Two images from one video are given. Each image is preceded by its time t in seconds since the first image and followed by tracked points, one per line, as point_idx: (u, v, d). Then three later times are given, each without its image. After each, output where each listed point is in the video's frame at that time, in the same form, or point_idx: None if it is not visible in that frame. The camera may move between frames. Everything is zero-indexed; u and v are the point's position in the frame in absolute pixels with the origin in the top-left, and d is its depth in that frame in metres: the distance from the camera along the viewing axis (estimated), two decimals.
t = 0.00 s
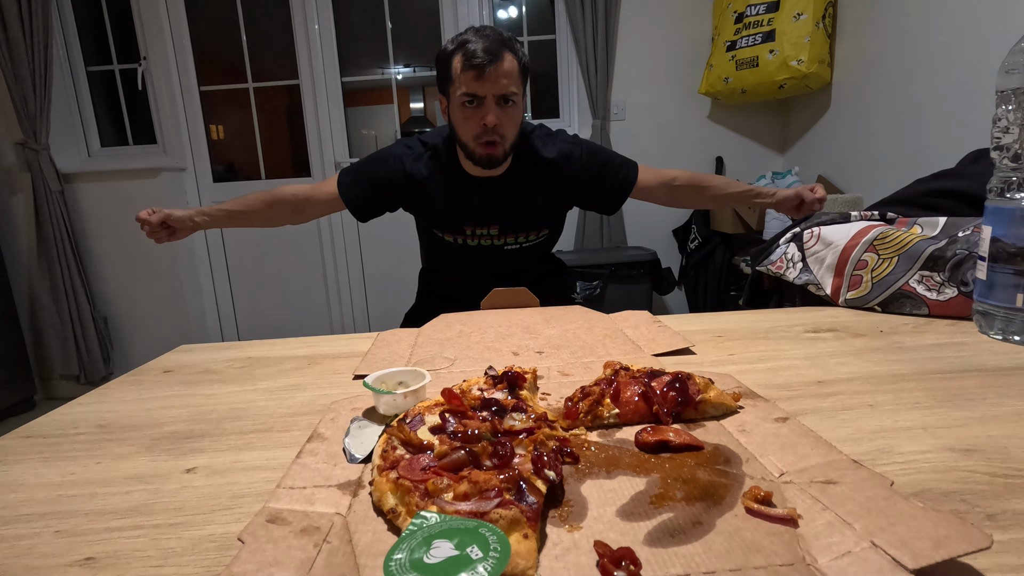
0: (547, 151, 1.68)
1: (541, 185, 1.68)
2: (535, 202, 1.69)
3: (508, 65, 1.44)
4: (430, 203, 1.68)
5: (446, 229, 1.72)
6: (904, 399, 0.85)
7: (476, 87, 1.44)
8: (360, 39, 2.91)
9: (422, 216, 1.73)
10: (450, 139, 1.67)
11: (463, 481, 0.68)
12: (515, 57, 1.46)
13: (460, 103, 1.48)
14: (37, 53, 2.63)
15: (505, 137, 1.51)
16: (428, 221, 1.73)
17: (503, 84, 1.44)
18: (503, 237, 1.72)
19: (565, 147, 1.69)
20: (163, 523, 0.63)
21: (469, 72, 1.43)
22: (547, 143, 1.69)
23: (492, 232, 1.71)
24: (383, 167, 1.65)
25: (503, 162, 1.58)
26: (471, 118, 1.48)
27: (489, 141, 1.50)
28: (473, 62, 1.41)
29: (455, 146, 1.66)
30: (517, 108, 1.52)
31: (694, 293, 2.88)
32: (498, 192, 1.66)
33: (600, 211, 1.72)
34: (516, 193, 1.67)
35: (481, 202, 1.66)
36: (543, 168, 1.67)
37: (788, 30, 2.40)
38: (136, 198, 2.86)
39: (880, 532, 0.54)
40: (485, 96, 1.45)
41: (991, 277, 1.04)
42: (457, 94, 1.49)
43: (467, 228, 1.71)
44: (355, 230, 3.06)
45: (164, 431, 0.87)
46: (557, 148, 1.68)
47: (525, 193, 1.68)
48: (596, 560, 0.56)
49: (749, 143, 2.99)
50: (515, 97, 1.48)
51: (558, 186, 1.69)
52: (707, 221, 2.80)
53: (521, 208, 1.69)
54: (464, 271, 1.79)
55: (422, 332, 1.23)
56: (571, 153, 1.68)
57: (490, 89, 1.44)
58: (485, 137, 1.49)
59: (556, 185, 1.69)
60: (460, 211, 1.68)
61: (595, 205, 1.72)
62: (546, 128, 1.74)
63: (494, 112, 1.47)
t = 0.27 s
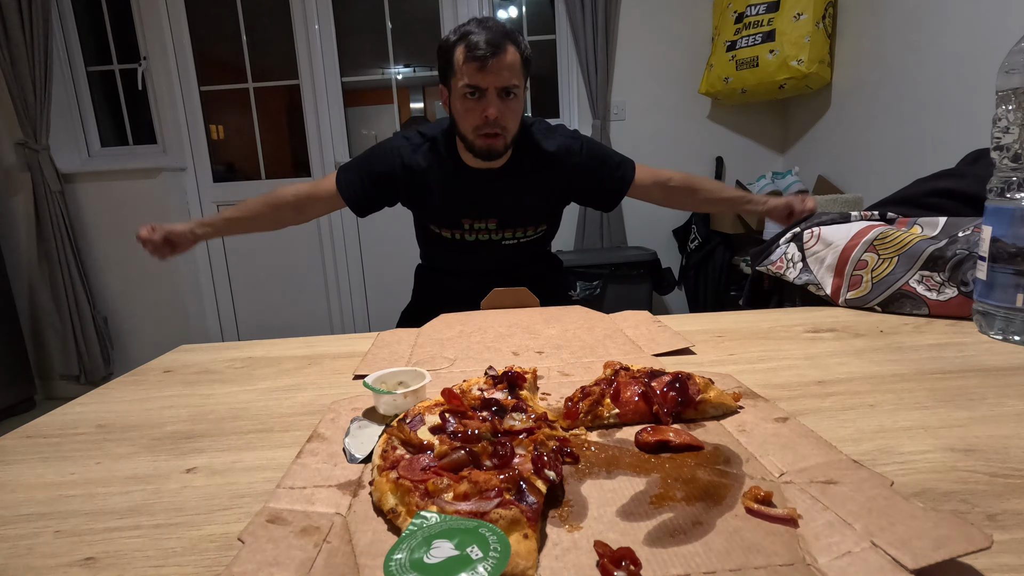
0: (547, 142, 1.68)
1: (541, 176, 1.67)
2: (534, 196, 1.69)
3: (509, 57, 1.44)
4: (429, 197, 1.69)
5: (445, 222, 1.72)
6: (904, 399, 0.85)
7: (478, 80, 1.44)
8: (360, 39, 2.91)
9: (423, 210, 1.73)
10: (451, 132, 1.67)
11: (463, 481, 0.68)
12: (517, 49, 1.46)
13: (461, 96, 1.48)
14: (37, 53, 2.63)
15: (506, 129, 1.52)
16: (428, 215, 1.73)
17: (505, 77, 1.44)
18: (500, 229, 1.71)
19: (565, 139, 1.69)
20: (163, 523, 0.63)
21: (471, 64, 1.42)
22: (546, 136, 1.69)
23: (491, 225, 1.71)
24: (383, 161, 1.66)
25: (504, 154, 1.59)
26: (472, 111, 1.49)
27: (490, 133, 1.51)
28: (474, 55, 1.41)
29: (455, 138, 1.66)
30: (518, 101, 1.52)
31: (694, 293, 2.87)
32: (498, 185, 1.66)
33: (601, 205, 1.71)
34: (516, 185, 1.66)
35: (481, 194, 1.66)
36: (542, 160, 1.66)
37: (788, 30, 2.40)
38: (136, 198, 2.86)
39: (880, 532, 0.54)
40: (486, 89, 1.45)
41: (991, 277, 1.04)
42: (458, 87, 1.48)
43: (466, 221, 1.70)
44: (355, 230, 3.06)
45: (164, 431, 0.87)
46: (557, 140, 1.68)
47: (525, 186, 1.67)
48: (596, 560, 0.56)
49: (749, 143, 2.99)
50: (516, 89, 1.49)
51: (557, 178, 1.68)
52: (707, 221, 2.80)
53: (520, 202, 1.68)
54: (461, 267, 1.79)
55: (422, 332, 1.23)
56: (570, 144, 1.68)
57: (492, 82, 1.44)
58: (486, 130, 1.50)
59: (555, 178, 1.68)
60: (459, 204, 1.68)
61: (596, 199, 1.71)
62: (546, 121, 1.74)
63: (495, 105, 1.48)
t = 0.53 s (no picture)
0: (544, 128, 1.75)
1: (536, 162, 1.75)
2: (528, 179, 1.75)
3: (526, 33, 1.46)
4: (426, 171, 1.72)
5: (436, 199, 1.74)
6: (904, 399, 0.85)
7: (494, 53, 1.45)
8: (360, 39, 2.91)
9: (416, 183, 1.75)
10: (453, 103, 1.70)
11: (463, 481, 0.68)
12: (534, 25, 1.47)
13: (475, 67, 1.49)
14: (37, 53, 2.63)
15: (516, 103, 1.56)
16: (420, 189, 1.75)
17: (520, 52, 1.47)
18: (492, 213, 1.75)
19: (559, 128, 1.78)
20: (163, 523, 0.63)
21: (488, 37, 1.44)
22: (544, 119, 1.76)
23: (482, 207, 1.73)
24: (384, 132, 1.70)
25: (510, 129, 1.63)
26: (484, 84, 1.50)
27: (500, 107, 1.54)
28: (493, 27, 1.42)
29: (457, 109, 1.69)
30: (530, 75, 1.54)
31: (694, 293, 2.87)
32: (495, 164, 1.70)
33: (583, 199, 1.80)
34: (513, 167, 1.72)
35: (478, 172, 1.70)
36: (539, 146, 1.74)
37: (788, 30, 2.40)
38: (136, 198, 2.86)
39: (880, 532, 0.54)
40: (501, 62, 1.47)
41: (991, 277, 1.04)
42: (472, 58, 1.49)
43: (459, 197, 1.73)
44: (354, 230, 3.06)
45: (163, 431, 0.87)
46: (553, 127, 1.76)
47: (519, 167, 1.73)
48: (596, 560, 0.56)
49: (749, 142, 2.99)
50: (529, 66, 1.51)
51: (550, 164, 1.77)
52: (707, 221, 2.80)
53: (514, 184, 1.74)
54: (457, 261, 1.82)
55: (422, 332, 1.23)
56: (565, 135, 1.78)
57: (508, 56, 1.46)
58: (497, 104, 1.53)
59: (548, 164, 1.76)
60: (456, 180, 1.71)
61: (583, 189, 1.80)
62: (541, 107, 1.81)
63: (508, 79, 1.50)
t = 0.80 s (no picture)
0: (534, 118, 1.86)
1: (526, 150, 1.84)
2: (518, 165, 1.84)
3: (541, 36, 1.48)
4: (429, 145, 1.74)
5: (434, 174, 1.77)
6: (904, 399, 0.85)
7: (508, 52, 1.48)
8: (360, 39, 2.91)
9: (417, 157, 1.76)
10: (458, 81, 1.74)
11: (464, 481, 0.68)
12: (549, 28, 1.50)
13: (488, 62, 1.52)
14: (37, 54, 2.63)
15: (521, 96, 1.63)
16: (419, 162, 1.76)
17: (533, 55, 1.51)
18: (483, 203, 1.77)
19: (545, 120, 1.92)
20: (163, 523, 0.63)
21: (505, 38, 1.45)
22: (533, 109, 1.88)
23: (468, 191, 1.73)
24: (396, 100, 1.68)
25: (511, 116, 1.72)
26: (495, 79, 1.55)
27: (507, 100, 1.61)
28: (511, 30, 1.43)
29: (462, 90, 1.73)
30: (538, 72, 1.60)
31: (694, 293, 2.87)
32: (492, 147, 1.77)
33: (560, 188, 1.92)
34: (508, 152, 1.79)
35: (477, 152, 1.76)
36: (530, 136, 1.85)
37: (788, 30, 2.39)
38: (137, 198, 2.86)
39: (879, 532, 0.54)
40: (514, 62, 1.51)
41: (991, 277, 1.04)
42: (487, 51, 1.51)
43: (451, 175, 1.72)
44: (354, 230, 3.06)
45: (163, 431, 0.87)
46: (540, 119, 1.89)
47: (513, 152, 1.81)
48: (596, 560, 0.56)
49: (748, 142, 2.99)
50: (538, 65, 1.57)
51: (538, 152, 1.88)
52: (707, 221, 2.80)
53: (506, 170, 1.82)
54: (448, 257, 1.82)
55: (422, 332, 1.23)
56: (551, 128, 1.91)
57: (522, 58, 1.50)
58: (505, 98, 1.61)
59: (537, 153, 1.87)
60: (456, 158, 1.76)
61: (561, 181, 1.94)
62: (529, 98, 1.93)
63: (518, 78, 1.56)
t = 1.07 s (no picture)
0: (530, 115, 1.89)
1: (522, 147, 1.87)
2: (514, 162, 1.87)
3: (552, 35, 1.49)
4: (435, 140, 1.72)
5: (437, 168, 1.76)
6: (905, 399, 0.85)
7: (518, 48, 1.49)
8: (360, 39, 2.91)
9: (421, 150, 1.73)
10: (464, 75, 1.73)
11: (464, 481, 0.68)
12: (561, 27, 1.51)
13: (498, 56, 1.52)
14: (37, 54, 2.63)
15: (527, 97, 1.63)
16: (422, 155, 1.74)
17: (542, 53, 1.52)
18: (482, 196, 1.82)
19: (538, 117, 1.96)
20: (163, 523, 0.63)
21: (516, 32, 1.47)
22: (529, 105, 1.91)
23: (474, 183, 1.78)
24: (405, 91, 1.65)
25: (517, 118, 1.71)
26: (503, 74, 1.55)
27: (514, 98, 1.60)
28: (523, 24, 1.44)
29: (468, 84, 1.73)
30: (546, 73, 1.60)
31: (694, 293, 2.88)
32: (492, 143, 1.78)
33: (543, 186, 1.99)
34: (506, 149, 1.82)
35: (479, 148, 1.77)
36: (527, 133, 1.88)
37: (788, 30, 2.39)
38: (136, 198, 2.86)
39: (880, 532, 0.54)
40: (524, 58, 1.52)
41: (990, 277, 1.04)
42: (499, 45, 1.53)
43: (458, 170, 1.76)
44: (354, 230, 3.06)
45: (163, 431, 0.87)
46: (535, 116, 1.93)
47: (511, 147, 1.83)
48: (596, 560, 0.56)
49: (748, 142, 2.99)
50: (547, 66, 1.57)
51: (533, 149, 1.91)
52: (706, 220, 2.80)
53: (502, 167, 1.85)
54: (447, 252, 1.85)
55: (422, 332, 1.23)
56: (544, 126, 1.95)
57: (531, 55, 1.51)
58: (510, 94, 1.59)
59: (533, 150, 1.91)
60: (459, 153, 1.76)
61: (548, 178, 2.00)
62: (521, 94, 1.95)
63: (526, 76, 1.56)
